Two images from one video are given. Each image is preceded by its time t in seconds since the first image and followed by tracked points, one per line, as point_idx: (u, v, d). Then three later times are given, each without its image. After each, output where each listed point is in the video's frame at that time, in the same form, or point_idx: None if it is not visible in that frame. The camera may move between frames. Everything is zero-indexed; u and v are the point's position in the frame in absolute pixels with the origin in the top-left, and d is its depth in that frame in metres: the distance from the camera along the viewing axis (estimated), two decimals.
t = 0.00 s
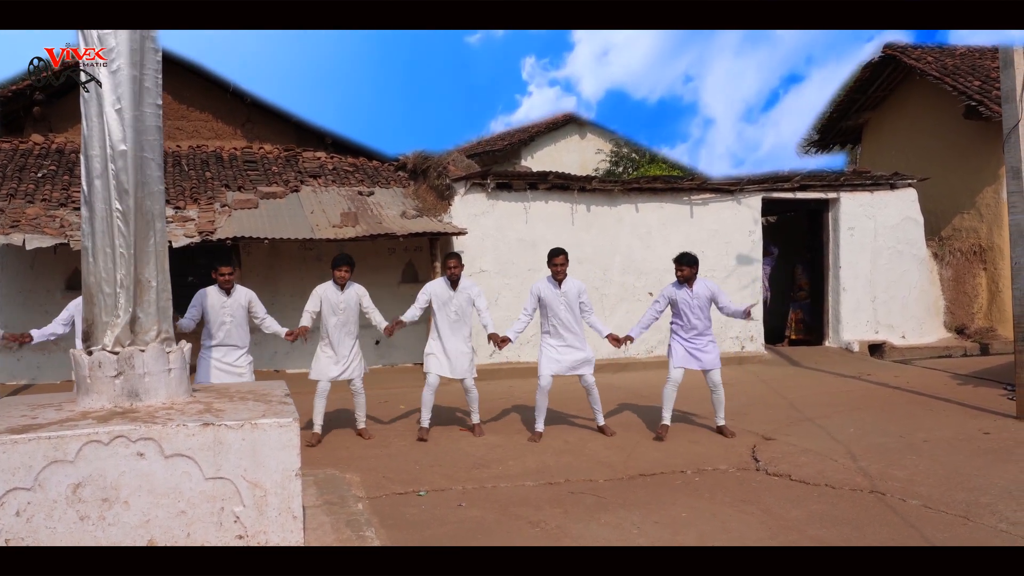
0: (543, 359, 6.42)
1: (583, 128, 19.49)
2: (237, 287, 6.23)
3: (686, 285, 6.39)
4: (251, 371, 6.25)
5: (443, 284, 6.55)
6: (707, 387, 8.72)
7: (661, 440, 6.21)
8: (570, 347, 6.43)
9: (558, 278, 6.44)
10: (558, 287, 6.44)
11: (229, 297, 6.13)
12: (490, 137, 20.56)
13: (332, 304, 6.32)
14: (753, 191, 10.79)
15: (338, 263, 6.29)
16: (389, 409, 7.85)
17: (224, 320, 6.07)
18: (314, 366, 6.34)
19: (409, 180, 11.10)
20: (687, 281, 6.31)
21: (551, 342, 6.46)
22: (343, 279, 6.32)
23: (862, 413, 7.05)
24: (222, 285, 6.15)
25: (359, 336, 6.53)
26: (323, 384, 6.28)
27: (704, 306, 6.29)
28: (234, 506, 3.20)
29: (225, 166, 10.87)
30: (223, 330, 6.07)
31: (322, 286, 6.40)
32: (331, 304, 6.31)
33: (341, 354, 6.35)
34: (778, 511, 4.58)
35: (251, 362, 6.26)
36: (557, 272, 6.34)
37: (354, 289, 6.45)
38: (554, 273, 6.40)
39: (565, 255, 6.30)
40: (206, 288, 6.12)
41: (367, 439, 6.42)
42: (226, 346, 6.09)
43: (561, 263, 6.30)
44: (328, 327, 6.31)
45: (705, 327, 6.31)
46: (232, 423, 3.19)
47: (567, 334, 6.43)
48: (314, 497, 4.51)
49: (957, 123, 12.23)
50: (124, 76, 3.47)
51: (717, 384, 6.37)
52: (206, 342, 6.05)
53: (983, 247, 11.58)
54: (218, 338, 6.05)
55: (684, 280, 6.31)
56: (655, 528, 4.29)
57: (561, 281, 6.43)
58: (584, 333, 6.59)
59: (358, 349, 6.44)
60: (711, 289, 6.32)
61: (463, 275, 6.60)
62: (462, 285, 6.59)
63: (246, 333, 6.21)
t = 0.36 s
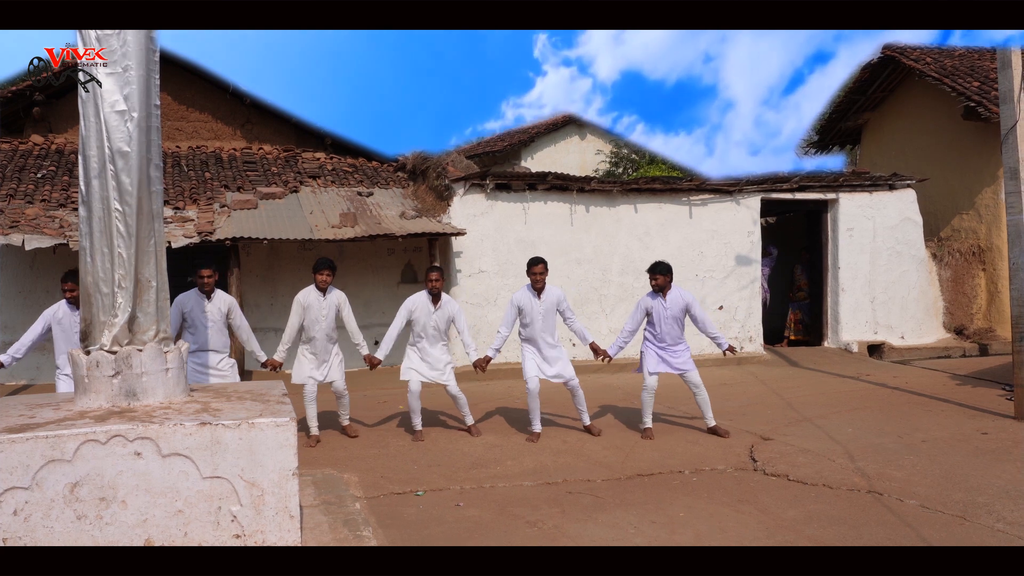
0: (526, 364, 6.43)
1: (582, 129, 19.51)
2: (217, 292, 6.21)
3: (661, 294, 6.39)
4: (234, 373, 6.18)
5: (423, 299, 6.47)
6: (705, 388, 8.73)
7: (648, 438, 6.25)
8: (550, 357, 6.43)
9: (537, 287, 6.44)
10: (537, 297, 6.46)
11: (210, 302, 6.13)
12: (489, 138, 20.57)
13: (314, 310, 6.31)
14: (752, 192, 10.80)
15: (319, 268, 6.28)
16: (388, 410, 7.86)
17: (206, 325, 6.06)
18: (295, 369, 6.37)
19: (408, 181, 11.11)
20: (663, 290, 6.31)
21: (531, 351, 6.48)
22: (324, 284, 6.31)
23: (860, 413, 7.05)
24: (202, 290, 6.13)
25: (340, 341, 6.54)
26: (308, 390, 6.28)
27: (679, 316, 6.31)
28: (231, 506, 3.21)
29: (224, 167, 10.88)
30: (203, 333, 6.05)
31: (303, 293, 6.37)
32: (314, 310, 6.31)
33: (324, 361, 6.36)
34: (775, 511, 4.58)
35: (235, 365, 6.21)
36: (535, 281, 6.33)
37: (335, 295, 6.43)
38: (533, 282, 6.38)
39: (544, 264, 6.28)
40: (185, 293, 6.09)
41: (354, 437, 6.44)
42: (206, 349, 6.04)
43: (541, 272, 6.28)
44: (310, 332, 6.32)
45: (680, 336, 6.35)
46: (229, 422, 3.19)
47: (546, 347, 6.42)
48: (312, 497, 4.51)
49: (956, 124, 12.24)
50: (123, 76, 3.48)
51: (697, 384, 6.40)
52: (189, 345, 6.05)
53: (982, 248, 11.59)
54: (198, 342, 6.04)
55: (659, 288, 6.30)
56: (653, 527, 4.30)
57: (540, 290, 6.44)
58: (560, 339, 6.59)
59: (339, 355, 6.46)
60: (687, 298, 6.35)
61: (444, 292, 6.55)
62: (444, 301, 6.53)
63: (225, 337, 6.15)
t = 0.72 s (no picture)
0: (514, 353, 6.43)
1: (582, 129, 19.51)
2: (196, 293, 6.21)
3: (646, 279, 6.46)
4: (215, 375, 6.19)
5: (404, 291, 6.54)
6: (705, 388, 8.73)
7: (648, 438, 6.25)
8: (533, 343, 6.42)
9: (522, 271, 6.50)
10: (522, 280, 6.50)
11: (189, 303, 6.13)
12: (489, 138, 20.59)
13: (298, 307, 6.32)
14: (751, 193, 10.81)
15: (302, 264, 6.28)
16: (386, 410, 7.87)
17: (186, 326, 6.08)
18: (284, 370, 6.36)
19: (408, 181, 11.11)
20: (648, 273, 6.40)
21: (518, 336, 6.47)
22: (307, 281, 6.32)
23: (859, 413, 7.05)
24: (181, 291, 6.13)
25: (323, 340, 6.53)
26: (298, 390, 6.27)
27: (663, 302, 6.38)
28: (228, 505, 3.21)
29: (224, 167, 10.88)
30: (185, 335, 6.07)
31: (286, 290, 6.38)
32: (298, 307, 6.31)
33: (310, 360, 6.34)
34: (772, 510, 4.58)
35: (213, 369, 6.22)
36: (520, 266, 6.39)
37: (317, 292, 6.43)
38: (517, 266, 6.43)
39: (529, 249, 6.32)
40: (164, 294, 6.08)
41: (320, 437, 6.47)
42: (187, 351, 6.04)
43: (525, 257, 6.34)
44: (294, 330, 6.30)
45: (665, 322, 6.38)
46: (226, 421, 3.20)
47: (531, 333, 6.43)
48: (309, 496, 4.51)
49: (956, 123, 12.25)
50: (124, 76, 3.49)
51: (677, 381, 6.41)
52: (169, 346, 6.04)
53: (982, 248, 11.58)
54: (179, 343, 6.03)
55: (644, 272, 6.38)
56: (650, 527, 4.31)
57: (524, 273, 6.48)
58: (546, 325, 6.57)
59: (323, 353, 6.45)
60: (670, 282, 6.44)
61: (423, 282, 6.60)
62: (426, 292, 6.57)
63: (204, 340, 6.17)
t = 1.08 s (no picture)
0: (495, 355, 6.43)
1: (582, 130, 19.53)
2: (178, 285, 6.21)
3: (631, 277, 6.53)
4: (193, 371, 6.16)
5: (387, 280, 6.54)
6: (704, 389, 8.74)
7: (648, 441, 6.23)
8: (515, 346, 6.41)
9: (509, 275, 6.49)
10: (510, 284, 6.47)
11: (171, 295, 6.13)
12: (490, 139, 20.60)
13: (281, 307, 6.31)
14: (750, 194, 10.81)
15: (285, 264, 6.32)
16: (386, 410, 7.87)
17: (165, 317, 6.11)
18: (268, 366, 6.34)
19: (408, 182, 11.12)
20: (635, 273, 6.45)
21: (501, 339, 6.47)
22: (291, 281, 6.34)
23: (858, 414, 7.05)
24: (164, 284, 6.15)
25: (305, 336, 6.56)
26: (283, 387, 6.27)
27: (649, 297, 6.43)
28: (225, 504, 3.22)
29: (224, 168, 10.90)
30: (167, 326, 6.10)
31: (268, 288, 6.37)
32: (281, 305, 6.31)
33: (294, 357, 6.35)
34: (770, 510, 4.58)
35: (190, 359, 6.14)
36: (508, 270, 6.40)
37: (301, 290, 6.44)
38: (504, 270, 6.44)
39: (516, 252, 6.34)
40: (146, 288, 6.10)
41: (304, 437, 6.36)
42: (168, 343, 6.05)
43: (513, 261, 6.34)
44: (278, 328, 6.31)
45: (652, 317, 6.38)
46: (223, 421, 3.21)
47: (515, 336, 6.42)
48: (307, 496, 4.52)
49: (955, 124, 12.25)
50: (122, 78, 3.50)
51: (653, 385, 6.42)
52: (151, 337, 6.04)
53: (982, 249, 11.58)
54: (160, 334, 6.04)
55: (631, 271, 6.43)
56: (648, 527, 4.31)
57: (513, 277, 6.47)
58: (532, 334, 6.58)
59: (306, 350, 6.47)
60: (654, 280, 6.50)
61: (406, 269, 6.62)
62: (408, 279, 6.58)
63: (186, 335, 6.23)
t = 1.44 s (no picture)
0: (502, 351, 6.42)
1: (582, 130, 19.53)
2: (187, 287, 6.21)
3: (637, 273, 6.49)
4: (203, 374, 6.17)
5: (395, 282, 6.52)
6: (704, 388, 8.74)
7: (648, 438, 6.24)
8: (522, 341, 6.40)
9: (514, 271, 6.49)
10: (516, 279, 6.48)
11: (179, 297, 6.14)
12: (489, 139, 20.60)
13: (288, 304, 6.32)
14: (750, 193, 10.81)
15: (292, 262, 6.30)
16: (387, 409, 7.88)
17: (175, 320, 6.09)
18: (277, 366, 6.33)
19: (408, 181, 11.11)
20: (640, 268, 6.41)
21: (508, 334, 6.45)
22: (297, 279, 6.33)
23: (858, 413, 7.05)
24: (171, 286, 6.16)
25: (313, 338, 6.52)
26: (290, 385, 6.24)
27: (654, 293, 6.39)
28: (226, 504, 3.22)
29: (224, 168, 10.89)
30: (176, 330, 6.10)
31: (275, 287, 6.38)
32: (288, 303, 6.32)
33: (300, 356, 6.32)
34: (771, 510, 4.58)
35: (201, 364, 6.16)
36: (513, 266, 6.38)
37: (308, 288, 6.44)
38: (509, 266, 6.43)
39: (521, 249, 6.31)
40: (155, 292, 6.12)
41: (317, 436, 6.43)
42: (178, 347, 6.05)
43: (518, 255, 6.31)
44: (284, 326, 6.30)
45: (657, 314, 6.35)
46: (225, 421, 3.20)
47: (521, 332, 6.41)
48: (308, 496, 4.51)
49: (956, 124, 12.24)
50: (124, 77, 3.50)
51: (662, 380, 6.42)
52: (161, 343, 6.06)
53: (982, 248, 11.58)
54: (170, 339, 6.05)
55: (637, 267, 6.39)
56: (649, 527, 4.31)
57: (518, 272, 6.48)
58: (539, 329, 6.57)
59: (314, 351, 6.42)
60: (660, 276, 6.46)
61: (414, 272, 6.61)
62: (415, 281, 6.58)
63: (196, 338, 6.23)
